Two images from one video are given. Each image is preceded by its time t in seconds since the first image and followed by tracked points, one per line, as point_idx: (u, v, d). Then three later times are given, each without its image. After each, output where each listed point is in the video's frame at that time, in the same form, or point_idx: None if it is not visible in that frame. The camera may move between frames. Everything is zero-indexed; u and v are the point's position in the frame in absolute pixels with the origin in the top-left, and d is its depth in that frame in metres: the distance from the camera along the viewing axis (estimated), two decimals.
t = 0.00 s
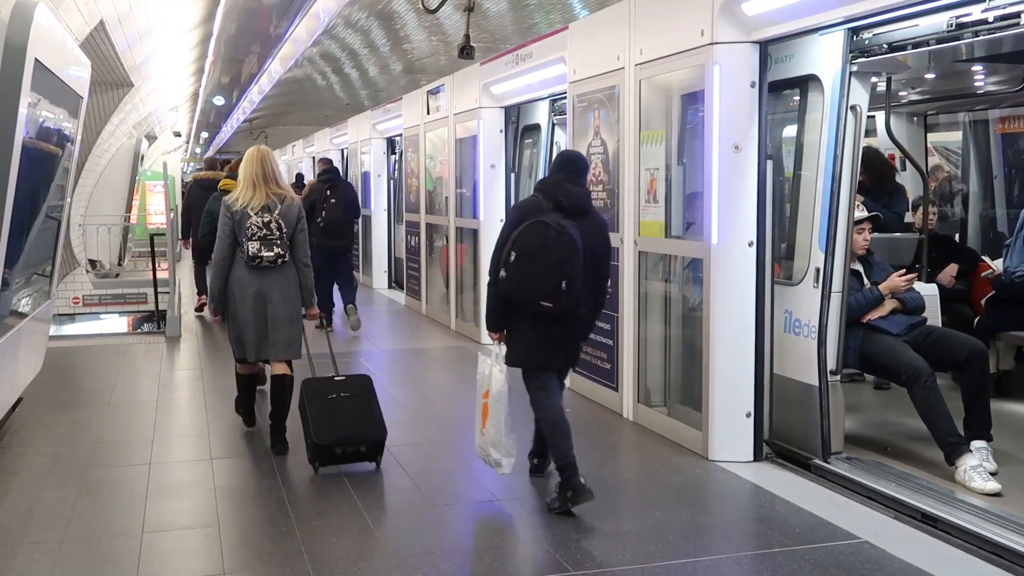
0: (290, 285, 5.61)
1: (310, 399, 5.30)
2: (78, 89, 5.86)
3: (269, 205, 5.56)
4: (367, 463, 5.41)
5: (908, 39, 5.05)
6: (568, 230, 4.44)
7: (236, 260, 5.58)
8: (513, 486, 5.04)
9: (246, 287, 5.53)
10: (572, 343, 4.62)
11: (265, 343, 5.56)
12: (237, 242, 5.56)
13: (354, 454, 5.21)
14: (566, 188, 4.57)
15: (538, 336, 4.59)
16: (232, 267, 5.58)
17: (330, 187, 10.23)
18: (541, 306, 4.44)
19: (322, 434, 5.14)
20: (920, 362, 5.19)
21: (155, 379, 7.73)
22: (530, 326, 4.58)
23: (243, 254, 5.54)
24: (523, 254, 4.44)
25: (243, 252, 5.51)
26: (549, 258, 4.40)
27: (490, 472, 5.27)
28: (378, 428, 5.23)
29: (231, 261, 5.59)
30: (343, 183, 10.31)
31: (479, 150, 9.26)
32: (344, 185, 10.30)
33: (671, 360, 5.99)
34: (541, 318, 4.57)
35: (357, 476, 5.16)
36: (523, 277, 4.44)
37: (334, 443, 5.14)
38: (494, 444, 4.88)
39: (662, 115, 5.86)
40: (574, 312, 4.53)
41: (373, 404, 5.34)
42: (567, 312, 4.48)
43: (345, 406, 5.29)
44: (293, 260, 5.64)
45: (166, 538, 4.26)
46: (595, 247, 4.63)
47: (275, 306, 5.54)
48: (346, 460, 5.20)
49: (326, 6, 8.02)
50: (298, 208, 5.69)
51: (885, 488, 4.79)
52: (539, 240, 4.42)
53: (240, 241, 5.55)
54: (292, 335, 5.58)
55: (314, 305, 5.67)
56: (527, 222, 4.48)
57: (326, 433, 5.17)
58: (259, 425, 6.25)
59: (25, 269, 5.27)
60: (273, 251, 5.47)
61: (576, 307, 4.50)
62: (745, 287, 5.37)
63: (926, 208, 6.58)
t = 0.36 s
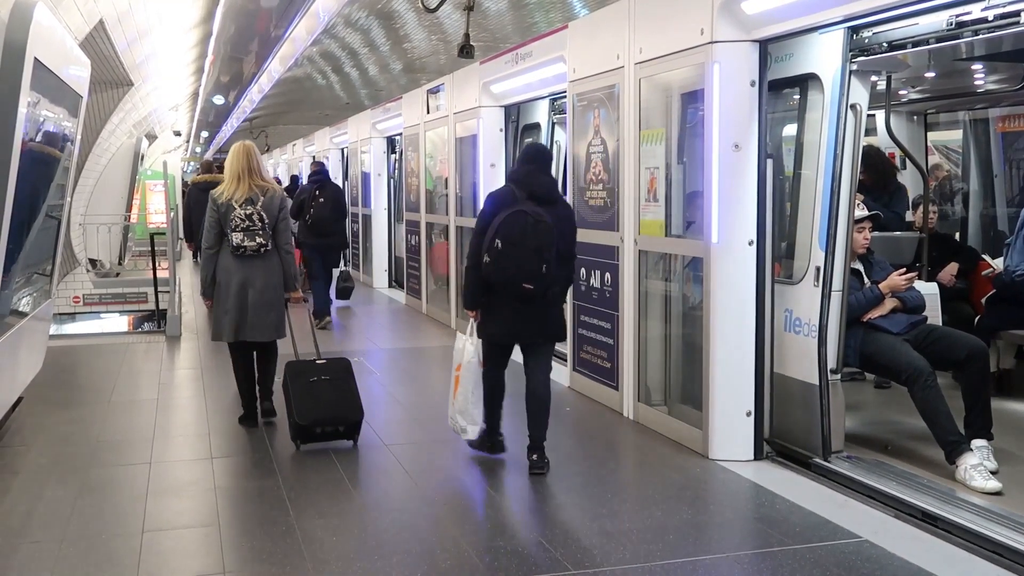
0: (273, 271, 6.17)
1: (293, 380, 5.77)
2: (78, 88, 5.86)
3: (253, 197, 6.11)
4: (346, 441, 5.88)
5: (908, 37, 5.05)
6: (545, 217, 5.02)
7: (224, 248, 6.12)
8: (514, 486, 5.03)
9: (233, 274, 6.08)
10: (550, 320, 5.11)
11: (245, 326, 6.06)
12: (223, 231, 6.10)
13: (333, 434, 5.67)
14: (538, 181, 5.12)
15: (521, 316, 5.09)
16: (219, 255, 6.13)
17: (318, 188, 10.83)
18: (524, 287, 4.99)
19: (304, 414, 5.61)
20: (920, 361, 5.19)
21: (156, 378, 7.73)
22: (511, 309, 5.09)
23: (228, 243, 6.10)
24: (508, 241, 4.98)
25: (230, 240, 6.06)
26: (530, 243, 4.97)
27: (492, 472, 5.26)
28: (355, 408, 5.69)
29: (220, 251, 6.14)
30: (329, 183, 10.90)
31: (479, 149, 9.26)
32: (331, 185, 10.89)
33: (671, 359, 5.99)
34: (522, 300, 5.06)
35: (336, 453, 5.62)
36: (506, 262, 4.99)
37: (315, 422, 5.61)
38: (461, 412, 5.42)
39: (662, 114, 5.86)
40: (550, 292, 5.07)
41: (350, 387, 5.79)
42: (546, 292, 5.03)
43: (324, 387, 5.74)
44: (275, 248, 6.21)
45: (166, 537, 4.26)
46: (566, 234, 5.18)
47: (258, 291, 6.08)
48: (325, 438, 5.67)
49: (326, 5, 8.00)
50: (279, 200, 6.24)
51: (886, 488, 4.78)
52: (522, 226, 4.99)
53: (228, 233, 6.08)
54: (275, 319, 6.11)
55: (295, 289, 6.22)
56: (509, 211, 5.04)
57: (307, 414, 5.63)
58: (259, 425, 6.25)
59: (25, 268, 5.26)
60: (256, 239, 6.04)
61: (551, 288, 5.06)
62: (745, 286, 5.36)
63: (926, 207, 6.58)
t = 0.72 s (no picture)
0: (268, 273, 6.35)
1: (281, 368, 6.14)
2: (79, 88, 5.85)
3: (251, 205, 6.26)
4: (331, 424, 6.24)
5: (909, 39, 5.05)
6: (499, 221, 5.45)
7: (219, 250, 6.28)
8: (514, 486, 5.03)
9: (227, 275, 6.23)
10: (510, 317, 5.51)
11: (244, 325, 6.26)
12: (220, 235, 6.26)
13: (316, 417, 6.03)
14: (499, 188, 5.49)
15: (483, 313, 5.49)
16: (214, 257, 6.29)
17: (310, 186, 10.94)
18: (484, 286, 5.42)
19: (290, 398, 5.97)
20: (920, 362, 5.19)
21: (155, 377, 7.73)
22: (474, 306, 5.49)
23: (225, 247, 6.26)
24: (466, 246, 5.40)
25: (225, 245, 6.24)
26: (488, 246, 5.39)
27: (491, 471, 5.27)
28: (337, 394, 6.06)
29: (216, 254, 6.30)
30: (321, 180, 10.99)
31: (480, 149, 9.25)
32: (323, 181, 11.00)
33: (671, 360, 5.99)
34: (482, 299, 5.47)
35: (318, 435, 5.98)
36: (465, 263, 5.42)
37: (299, 405, 5.97)
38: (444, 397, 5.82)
39: (663, 114, 5.86)
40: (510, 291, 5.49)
41: (334, 374, 6.18)
42: (506, 293, 5.46)
43: (309, 374, 6.13)
44: (270, 253, 6.38)
45: (166, 537, 4.26)
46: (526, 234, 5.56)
47: (251, 291, 6.26)
48: (311, 421, 6.02)
49: (326, 5, 7.99)
50: (276, 207, 6.40)
51: (886, 488, 4.78)
52: (481, 233, 5.40)
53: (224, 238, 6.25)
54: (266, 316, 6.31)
55: (288, 292, 6.40)
56: (468, 219, 5.45)
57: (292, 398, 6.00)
58: (259, 424, 6.25)
59: (25, 268, 5.26)
60: (252, 245, 6.21)
61: (511, 287, 5.48)
62: (745, 287, 5.37)
63: (927, 207, 6.57)
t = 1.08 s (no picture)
0: (259, 269, 6.58)
1: (270, 357, 6.57)
2: (76, 88, 5.84)
3: (246, 203, 6.54)
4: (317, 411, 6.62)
5: (906, 40, 5.07)
6: (471, 221, 5.85)
7: (216, 247, 6.55)
8: (511, 486, 5.04)
9: (224, 270, 6.49)
10: (476, 307, 5.92)
11: (237, 315, 6.54)
12: (217, 233, 6.53)
13: (304, 403, 6.44)
14: (472, 192, 5.91)
15: (453, 304, 5.90)
16: (212, 254, 6.54)
17: (297, 185, 11.16)
18: (448, 280, 5.82)
19: (279, 384, 6.38)
20: (918, 362, 5.19)
21: (153, 378, 7.73)
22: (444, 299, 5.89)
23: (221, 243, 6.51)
24: (435, 241, 5.84)
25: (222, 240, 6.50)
26: (461, 240, 5.81)
27: (489, 472, 5.27)
28: (323, 381, 6.48)
29: (212, 251, 6.58)
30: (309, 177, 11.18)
31: (477, 150, 9.23)
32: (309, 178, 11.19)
33: (669, 361, 5.99)
34: (450, 290, 5.88)
35: (307, 420, 6.40)
36: (435, 256, 5.84)
37: (287, 391, 6.38)
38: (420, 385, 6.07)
39: (661, 115, 5.86)
40: (477, 284, 5.87)
41: (320, 363, 6.60)
42: (471, 284, 5.85)
43: (297, 362, 6.54)
44: (264, 250, 6.65)
45: (164, 538, 4.25)
46: (494, 233, 5.95)
47: (246, 285, 6.51)
48: (298, 407, 6.42)
49: (324, 5, 7.98)
50: (269, 206, 6.69)
51: (884, 489, 4.78)
52: (450, 230, 5.83)
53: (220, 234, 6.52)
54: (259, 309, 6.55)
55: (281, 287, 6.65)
56: (441, 217, 5.89)
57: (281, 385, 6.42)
58: (256, 425, 6.25)
59: (23, 269, 5.25)
60: (249, 239, 6.46)
61: (476, 281, 5.88)
62: (743, 287, 5.37)
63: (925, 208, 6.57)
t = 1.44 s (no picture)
0: (244, 266, 6.86)
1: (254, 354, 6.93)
2: (69, 95, 5.83)
3: (228, 203, 6.82)
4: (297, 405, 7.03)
5: (897, 48, 5.09)
6: (453, 221, 6.33)
7: (200, 247, 6.84)
8: (503, 495, 5.02)
9: (208, 267, 6.77)
10: (460, 302, 6.43)
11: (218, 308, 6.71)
12: (201, 233, 6.83)
13: (285, 398, 6.85)
14: (454, 194, 6.35)
15: (436, 299, 6.42)
16: (197, 254, 6.83)
17: (292, 194, 11.33)
18: (436, 276, 6.32)
19: (261, 381, 6.76)
20: (911, 370, 5.19)
21: (145, 386, 7.71)
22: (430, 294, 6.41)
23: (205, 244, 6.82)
24: (422, 240, 6.32)
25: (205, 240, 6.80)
26: (445, 240, 6.28)
27: (481, 480, 5.26)
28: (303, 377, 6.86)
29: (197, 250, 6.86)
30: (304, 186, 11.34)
31: (471, 157, 9.23)
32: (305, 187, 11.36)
33: (662, 369, 5.98)
34: (435, 286, 6.40)
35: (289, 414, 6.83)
36: (423, 253, 6.33)
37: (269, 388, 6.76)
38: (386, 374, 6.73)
39: (654, 123, 5.87)
40: (460, 280, 6.38)
41: (301, 362, 6.96)
42: (456, 280, 6.36)
43: (280, 360, 6.91)
44: (246, 248, 6.92)
45: (156, 547, 4.23)
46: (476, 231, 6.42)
47: (230, 282, 6.75)
48: (279, 402, 6.82)
49: (317, 12, 7.98)
50: (251, 207, 6.97)
51: (876, 497, 4.78)
52: (436, 230, 6.31)
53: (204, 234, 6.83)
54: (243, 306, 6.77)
55: (264, 282, 6.92)
56: (426, 217, 6.37)
57: (264, 382, 6.79)
58: (248, 433, 6.23)
59: (15, 276, 5.23)
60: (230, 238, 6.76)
61: (461, 276, 6.38)
62: (735, 295, 5.38)
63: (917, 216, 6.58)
